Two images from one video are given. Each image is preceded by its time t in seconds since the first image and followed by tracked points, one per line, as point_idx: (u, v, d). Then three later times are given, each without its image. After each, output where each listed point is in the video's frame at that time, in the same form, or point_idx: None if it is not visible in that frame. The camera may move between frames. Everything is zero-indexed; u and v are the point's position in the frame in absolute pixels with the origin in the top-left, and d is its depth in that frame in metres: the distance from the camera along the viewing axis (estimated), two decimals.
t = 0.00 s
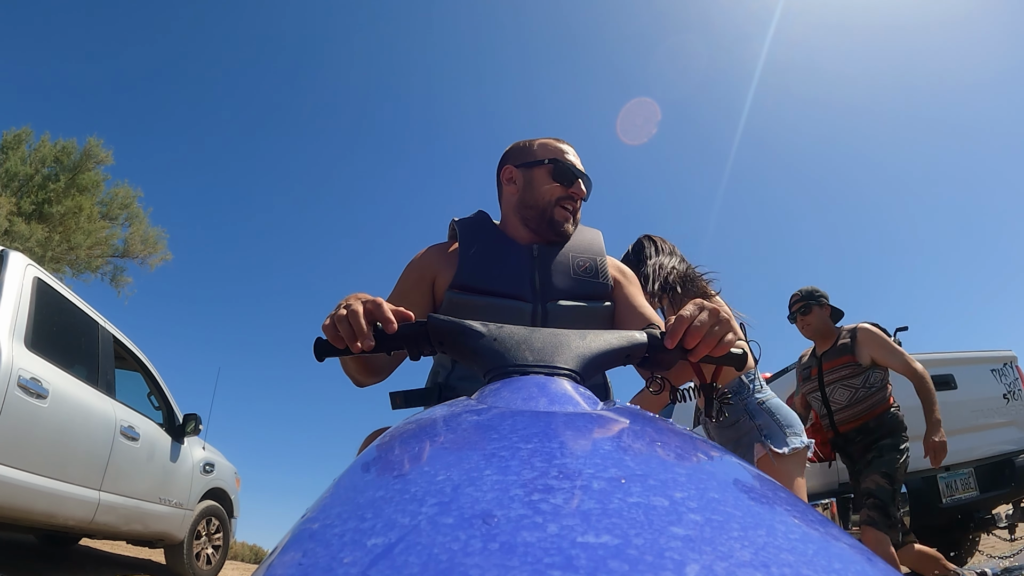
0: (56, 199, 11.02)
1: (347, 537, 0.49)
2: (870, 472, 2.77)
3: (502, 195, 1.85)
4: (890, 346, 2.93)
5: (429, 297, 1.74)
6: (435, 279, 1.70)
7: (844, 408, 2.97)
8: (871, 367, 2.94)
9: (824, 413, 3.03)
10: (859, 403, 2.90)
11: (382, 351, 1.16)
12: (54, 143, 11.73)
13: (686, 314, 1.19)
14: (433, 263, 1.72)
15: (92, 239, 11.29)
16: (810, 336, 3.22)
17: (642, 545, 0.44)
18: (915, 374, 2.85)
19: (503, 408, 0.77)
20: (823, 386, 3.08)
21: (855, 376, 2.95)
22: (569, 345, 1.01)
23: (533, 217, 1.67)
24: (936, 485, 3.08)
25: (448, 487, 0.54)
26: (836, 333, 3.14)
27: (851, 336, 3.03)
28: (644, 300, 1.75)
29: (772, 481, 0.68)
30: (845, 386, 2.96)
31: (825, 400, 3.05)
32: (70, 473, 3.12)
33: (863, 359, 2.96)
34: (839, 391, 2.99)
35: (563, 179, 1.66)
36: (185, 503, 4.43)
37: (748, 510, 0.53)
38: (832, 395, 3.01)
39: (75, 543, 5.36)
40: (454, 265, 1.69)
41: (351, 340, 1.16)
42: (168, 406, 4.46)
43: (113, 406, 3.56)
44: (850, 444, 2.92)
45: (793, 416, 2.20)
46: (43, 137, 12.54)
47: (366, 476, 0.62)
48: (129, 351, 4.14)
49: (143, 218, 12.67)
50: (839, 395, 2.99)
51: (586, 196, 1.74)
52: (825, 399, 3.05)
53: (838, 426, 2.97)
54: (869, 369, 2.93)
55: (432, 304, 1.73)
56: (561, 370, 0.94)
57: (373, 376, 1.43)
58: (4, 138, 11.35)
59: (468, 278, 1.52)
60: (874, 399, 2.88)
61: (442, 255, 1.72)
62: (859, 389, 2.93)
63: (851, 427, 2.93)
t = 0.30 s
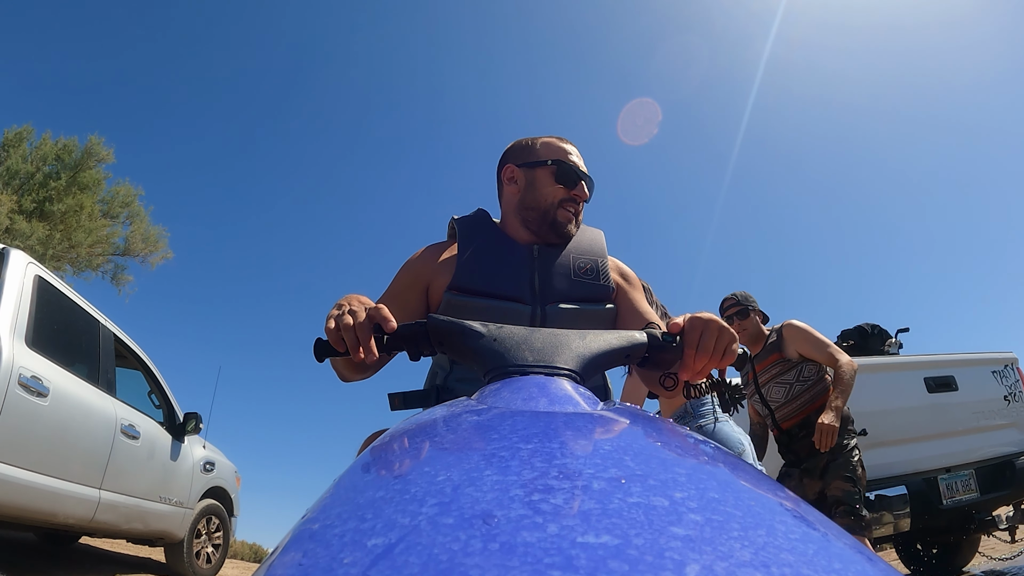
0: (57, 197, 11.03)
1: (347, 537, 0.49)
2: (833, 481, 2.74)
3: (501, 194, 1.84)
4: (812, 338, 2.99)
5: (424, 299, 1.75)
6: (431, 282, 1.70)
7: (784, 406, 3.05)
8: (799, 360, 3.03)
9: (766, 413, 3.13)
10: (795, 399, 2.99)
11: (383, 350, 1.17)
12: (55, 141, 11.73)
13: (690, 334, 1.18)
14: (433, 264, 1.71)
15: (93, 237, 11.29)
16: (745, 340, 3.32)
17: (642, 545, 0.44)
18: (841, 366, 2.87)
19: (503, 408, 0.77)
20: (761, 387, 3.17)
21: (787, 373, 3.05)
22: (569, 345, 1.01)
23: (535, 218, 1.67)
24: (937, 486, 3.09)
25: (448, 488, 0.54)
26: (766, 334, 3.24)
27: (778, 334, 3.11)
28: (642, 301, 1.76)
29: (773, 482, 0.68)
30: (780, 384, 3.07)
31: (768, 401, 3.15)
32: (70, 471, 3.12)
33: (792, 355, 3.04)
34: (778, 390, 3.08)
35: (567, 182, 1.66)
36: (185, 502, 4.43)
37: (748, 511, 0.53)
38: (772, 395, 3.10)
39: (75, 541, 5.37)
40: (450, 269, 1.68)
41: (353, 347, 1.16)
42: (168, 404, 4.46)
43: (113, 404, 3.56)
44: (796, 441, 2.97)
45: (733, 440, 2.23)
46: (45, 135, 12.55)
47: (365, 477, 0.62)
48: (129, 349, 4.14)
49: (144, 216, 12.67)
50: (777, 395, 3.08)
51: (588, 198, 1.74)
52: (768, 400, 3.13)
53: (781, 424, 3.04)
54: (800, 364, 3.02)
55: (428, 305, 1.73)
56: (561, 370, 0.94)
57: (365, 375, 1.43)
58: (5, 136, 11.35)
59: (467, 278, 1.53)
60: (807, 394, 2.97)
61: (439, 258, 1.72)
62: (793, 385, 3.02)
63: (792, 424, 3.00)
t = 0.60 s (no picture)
0: (57, 196, 11.03)
1: (348, 537, 0.49)
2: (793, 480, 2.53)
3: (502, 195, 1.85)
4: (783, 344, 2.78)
5: (423, 299, 1.75)
6: (431, 282, 1.70)
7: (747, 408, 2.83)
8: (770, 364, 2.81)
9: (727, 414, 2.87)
10: (761, 402, 2.78)
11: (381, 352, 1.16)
12: (56, 139, 11.72)
13: (691, 325, 1.18)
14: (431, 266, 1.71)
15: (93, 236, 11.29)
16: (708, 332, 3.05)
17: (642, 545, 0.44)
18: (812, 378, 2.73)
19: (503, 408, 0.77)
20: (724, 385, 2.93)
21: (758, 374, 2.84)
22: (568, 345, 1.01)
23: (534, 218, 1.66)
24: (937, 486, 3.09)
25: (448, 488, 0.54)
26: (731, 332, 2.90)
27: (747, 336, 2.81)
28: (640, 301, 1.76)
29: (773, 482, 0.68)
30: (749, 384, 2.83)
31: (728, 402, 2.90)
32: (70, 470, 3.12)
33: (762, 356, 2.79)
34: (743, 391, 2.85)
35: (565, 183, 1.65)
36: (185, 501, 4.44)
37: (749, 511, 0.53)
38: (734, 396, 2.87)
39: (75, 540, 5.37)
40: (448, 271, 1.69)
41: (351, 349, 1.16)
42: (168, 403, 4.46)
43: (113, 404, 3.56)
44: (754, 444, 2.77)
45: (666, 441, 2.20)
46: (46, 134, 12.55)
47: (366, 477, 0.62)
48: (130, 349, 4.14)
49: (144, 215, 12.67)
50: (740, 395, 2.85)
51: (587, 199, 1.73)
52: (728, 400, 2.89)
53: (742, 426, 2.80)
54: (771, 367, 2.81)
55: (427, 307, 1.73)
56: (561, 370, 0.94)
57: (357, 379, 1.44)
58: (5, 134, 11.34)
59: (466, 278, 1.53)
60: (777, 398, 2.75)
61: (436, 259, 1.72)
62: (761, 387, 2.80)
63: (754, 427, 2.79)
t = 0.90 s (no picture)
0: (58, 197, 11.03)
1: (347, 537, 0.49)
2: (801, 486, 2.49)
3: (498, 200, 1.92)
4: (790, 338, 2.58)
5: (423, 300, 1.74)
6: (429, 283, 1.70)
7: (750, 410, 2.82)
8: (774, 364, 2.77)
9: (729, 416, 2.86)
10: (765, 404, 2.76)
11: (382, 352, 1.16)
12: (57, 141, 11.72)
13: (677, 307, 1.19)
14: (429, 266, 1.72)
15: (93, 237, 11.30)
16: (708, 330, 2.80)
17: (641, 545, 0.44)
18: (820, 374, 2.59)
19: (502, 408, 0.77)
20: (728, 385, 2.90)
21: (762, 374, 2.80)
22: (568, 344, 1.01)
23: (514, 217, 1.71)
24: (937, 486, 3.08)
25: (448, 487, 0.54)
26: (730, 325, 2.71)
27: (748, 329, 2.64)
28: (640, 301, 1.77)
29: (772, 481, 0.68)
30: (753, 385, 2.81)
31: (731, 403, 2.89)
32: (70, 470, 3.11)
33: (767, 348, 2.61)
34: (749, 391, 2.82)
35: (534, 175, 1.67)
36: (186, 501, 4.44)
37: (748, 510, 0.53)
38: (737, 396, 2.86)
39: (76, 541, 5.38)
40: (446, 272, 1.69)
41: (352, 346, 1.16)
42: (168, 403, 4.47)
43: (114, 404, 3.56)
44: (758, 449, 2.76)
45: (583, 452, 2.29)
46: (47, 135, 12.56)
47: (365, 477, 0.62)
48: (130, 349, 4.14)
49: (145, 216, 12.68)
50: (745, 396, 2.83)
51: (569, 182, 1.72)
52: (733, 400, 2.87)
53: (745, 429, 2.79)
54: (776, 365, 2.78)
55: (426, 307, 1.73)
56: (561, 369, 0.94)
57: (356, 382, 1.44)
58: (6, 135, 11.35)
59: (465, 278, 1.53)
60: (781, 400, 2.75)
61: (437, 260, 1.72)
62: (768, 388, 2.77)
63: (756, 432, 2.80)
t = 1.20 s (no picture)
0: (58, 197, 11.03)
1: (347, 537, 0.49)
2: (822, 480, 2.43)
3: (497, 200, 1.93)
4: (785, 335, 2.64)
5: (422, 299, 1.74)
6: (427, 284, 1.70)
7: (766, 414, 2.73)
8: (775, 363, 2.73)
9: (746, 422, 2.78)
10: (779, 407, 2.68)
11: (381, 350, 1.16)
12: (57, 141, 11.72)
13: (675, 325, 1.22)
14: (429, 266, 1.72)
15: (94, 236, 11.30)
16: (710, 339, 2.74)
17: (641, 545, 0.44)
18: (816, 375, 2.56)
19: (503, 408, 0.77)
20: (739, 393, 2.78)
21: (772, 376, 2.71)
22: (569, 345, 1.01)
23: (506, 218, 1.72)
24: (937, 487, 3.08)
25: (448, 488, 0.54)
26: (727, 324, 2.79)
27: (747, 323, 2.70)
28: (644, 304, 1.77)
29: (773, 482, 0.68)
30: (765, 390, 2.71)
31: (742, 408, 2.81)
32: (70, 470, 3.11)
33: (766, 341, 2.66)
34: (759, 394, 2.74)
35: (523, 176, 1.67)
36: (186, 501, 4.44)
37: (748, 511, 0.53)
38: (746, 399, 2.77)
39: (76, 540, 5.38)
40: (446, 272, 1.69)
41: (350, 343, 1.16)
42: (168, 403, 4.46)
43: (114, 404, 3.56)
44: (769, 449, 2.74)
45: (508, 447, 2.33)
46: (47, 134, 12.56)
47: (365, 477, 0.62)
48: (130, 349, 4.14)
49: (145, 216, 12.68)
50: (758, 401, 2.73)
51: (561, 180, 1.70)
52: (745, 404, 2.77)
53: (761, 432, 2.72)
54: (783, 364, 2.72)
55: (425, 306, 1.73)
56: (561, 370, 0.94)
57: (352, 377, 1.44)
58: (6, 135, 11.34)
59: (466, 277, 1.53)
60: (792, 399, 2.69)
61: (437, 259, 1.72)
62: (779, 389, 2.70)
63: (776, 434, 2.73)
